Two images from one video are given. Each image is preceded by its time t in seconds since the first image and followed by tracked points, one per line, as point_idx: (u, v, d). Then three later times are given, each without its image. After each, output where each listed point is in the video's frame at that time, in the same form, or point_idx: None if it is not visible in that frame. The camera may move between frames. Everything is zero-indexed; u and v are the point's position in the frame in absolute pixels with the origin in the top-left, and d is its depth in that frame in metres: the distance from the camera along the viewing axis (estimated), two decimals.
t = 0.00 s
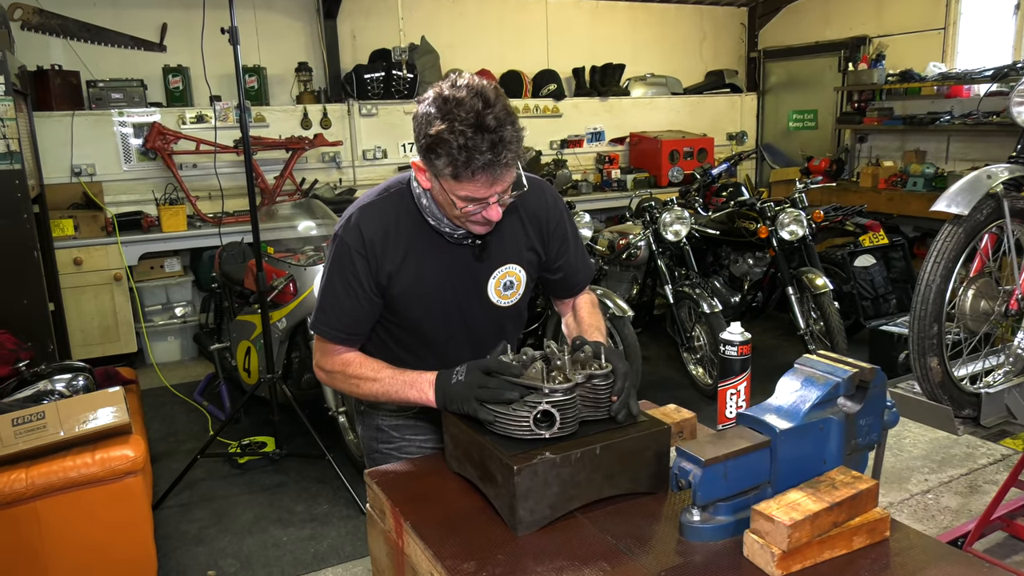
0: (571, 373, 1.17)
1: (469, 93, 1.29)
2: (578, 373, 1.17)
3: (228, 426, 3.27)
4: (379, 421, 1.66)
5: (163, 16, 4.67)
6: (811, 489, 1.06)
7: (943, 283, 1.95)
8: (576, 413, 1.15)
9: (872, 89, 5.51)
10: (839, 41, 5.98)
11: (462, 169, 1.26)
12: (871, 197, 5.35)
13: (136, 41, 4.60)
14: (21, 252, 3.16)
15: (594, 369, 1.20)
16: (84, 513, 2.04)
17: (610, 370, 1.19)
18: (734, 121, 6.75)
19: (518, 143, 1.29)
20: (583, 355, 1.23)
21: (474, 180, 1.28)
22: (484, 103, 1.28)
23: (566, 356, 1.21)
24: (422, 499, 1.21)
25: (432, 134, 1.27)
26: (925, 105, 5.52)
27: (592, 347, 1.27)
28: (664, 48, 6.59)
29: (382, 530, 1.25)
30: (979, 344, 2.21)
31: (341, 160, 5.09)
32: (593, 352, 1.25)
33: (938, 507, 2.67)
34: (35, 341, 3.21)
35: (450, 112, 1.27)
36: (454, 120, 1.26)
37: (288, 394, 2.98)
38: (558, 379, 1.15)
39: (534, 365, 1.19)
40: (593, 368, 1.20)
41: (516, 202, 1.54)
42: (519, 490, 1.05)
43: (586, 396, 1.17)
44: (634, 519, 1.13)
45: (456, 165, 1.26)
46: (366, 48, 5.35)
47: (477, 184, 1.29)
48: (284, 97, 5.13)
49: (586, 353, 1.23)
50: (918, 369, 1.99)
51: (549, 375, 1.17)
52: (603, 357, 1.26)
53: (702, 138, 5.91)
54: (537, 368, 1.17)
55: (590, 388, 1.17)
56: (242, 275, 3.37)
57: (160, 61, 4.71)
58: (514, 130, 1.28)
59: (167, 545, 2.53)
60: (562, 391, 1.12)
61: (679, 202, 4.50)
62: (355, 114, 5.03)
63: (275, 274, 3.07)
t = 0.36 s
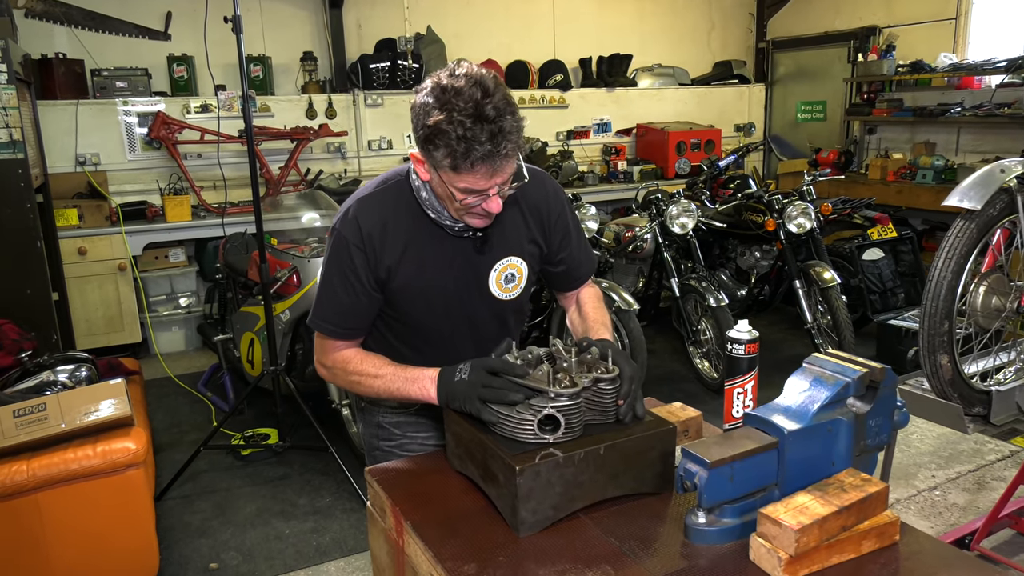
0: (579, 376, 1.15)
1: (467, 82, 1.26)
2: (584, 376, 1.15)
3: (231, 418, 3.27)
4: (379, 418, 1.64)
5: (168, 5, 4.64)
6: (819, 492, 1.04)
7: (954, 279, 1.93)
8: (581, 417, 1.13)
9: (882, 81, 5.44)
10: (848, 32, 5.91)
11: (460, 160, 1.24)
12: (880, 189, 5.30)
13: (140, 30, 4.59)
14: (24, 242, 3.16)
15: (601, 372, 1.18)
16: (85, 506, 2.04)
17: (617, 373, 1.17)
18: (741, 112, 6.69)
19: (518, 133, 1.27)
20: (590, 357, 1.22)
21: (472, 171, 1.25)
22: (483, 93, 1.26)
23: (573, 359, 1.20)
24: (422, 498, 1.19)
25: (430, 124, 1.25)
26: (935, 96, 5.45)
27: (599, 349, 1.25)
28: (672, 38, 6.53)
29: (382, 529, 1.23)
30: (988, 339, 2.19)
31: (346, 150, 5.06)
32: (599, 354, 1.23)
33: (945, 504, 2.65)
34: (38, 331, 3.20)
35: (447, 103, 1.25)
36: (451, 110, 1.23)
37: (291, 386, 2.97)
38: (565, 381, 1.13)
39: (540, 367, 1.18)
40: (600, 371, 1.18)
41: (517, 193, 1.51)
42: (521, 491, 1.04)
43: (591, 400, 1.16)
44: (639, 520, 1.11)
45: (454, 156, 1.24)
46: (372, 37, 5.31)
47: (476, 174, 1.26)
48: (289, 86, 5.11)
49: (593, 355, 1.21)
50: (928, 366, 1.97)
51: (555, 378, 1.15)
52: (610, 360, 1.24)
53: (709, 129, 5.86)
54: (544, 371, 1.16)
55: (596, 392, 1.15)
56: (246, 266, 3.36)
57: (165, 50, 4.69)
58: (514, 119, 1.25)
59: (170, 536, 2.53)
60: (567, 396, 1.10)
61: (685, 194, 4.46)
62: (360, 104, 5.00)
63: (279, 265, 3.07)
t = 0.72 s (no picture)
0: (584, 384, 1.13)
1: (443, 72, 1.24)
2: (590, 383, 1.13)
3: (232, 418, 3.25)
4: (376, 426, 1.62)
5: (171, 3, 4.62)
6: (831, 502, 1.02)
7: (965, 283, 1.92)
8: (587, 425, 1.11)
9: (887, 80, 5.41)
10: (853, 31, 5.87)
11: (445, 153, 1.23)
12: (885, 190, 5.26)
13: (144, 27, 4.36)
14: (25, 242, 3.14)
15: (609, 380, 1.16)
16: (85, 508, 2.04)
17: (623, 382, 1.15)
18: (746, 112, 6.66)
19: (501, 119, 1.25)
20: (596, 364, 1.19)
21: (458, 163, 1.24)
22: (461, 82, 1.24)
23: (578, 365, 1.18)
24: (424, 505, 1.17)
25: (410, 119, 1.24)
26: (941, 96, 5.40)
27: (605, 355, 1.23)
28: (676, 37, 6.50)
29: (384, 537, 1.21)
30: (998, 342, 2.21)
31: (349, 149, 5.04)
32: (606, 361, 1.21)
33: (952, 508, 2.62)
34: (39, 331, 3.19)
35: (425, 95, 1.24)
36: (430, 103, 1.22)
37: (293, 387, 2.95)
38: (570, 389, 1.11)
39: (545, 375, 1.16)
40: (606, 379, 1.16)
41: (503, 188, 1.50)
42: (526, 500, 1.01)
43: (597, 408, 1.14)
44: (645, 529, 1.09)
45: (439, 149, 1.22)
46: (375, 36, 5.29)
47: (462, 166, 1.24)
48: (292, 85, 5.09)
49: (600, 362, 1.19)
50: (939, 370, 2.00)
51: (560, 385, 1.13)
52: (614, 368, 1.22)
53: (714, 129, 5.83)
54: (549, 378, 1.14)
55: (602, 401, 1.13)
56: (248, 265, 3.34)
57: (168, 48, 4.67)
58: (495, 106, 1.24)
59: (171, 539, 2.52)
60: (574, 403, 1.08)
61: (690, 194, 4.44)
62: (363, 103, 4.98)
63: (280, 265, 3.05)
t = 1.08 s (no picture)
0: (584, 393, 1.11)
1: (415, 65, 1.21)
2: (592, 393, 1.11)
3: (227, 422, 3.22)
4: (361, 437, 1.59)
5: (167, 3, 4.59)
6: (840, 516, 1.00)
7: (970, 289, 1.93)
8: (590, 436, 1.09)
9: (886, 83, 5.40)
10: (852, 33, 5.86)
11: (421, 145, 1.20)
12: (884, 192, 5.25)
13: (138, 27, 4.45)
14: (17, 243, 3.10)
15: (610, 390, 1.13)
16: (77, 515, 2.01)
17: (626, 392, 1.12)
18: (744, 114, 6.65)
19: (477, 108, 1.22)
20: (598, 372, 1.17)
21: (434, 155, 1.21)
22: (434, 72, 1.21)
23: (580, 374, 1.15)
24: (422, 517, 1.14)
25: (383, 113, 1.21)
26: (940, 99, 5.38)
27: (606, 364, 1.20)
28: (675, 39, 6.48)
29: (381, 549, 1.18)
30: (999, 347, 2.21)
31: (346, 150, 5.01)
32: (608, 369, 1.18)
33: (954, 514, 2.60)
34: (31, 333, 3.15)
35: (396, 87, 1.20)
36: (402, 94, 1.19)
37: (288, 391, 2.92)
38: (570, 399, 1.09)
39: (546, 385, 1.13)
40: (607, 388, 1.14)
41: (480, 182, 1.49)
42: (527, 513, 0.99)
43: (599, 418, 1.11)
44: (649, 542, 1.06)
45: (415, 142, 1.20)
46: (372, 36, 5.26)
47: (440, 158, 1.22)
48: (289, 86, 5.06)
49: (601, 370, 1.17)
50: (944, 378, 1.99)
51: (562, 395, 1.11)
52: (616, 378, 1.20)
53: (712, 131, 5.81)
54: (550, 388, 1.12)
55: (604, 411, 1.10)
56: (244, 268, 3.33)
57: (163, 48, 4.63)
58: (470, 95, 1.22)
59: (164, 546, 2.48)
60: (575, 414, 1.06)
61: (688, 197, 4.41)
62: (360, 104, 4.95)
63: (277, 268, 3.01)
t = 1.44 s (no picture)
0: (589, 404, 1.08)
1: (391, 52, 1.24)
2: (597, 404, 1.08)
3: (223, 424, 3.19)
4: (355, 436, 1.57)
5: (165, 1, 4.55)
6: (856, 534, 0.97)
7: (981, 296, 1.96)
8: (596, 447, 1.05)
9: (887, 87, 5.38)
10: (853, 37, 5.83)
11: (381, 129, 1.20)
12: (885, 197, 5.22)
13: (137, 25, 4.46)
14: (12, 242, 3.07)
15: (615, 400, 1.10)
16: (70, 521, 1.97)
17: (631, 403, 1.10)
18: (744, 117, 6.63)
19: (442, 97, 1.22)
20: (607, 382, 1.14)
21: (393, 140, 1.20)
22: (405, 60, 1.23)
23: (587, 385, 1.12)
24: (422, 528, 1.11)
25: (351, 97, 1.22)
26: (942, 103, 5.35)
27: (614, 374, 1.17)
28: (676, 41, 6.46)
29: (380, 562, 1.15)
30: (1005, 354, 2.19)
31: (344, 151, 4.98)
32: (617, 380, 1.16)
33: (958, 523, 2.57)
34: (26, 334, 3.12)
35: (364, 71, 1.23)
36: (368, 77, 1.21)
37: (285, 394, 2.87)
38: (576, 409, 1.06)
39: (552, 396, 1.10)
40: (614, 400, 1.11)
41: (468, 175, 1.47)
42: (532, 528, 0.95)
43: (607, 430, 1.08)
44: (657, 558, 1.03)
45: (375, 125, 1.20)
46: (372, 36, 5.22)
47: (400, 144, 1.21)
48: (288, 85, 5.03)
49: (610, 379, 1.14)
50: (954, 387, 2.01)
51: (568, 407, 1.07)
52: (624, 390, 1.17)
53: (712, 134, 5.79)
54: (556, 399, 1.09)
55: (611, 421, 1.07)
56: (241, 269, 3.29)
57: (162, 47, 4.59)
58: (437, 84, 1.21)
59: (159, 551, 2.44)
60: (582, 428, 1.03)
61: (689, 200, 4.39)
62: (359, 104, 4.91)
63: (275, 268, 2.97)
